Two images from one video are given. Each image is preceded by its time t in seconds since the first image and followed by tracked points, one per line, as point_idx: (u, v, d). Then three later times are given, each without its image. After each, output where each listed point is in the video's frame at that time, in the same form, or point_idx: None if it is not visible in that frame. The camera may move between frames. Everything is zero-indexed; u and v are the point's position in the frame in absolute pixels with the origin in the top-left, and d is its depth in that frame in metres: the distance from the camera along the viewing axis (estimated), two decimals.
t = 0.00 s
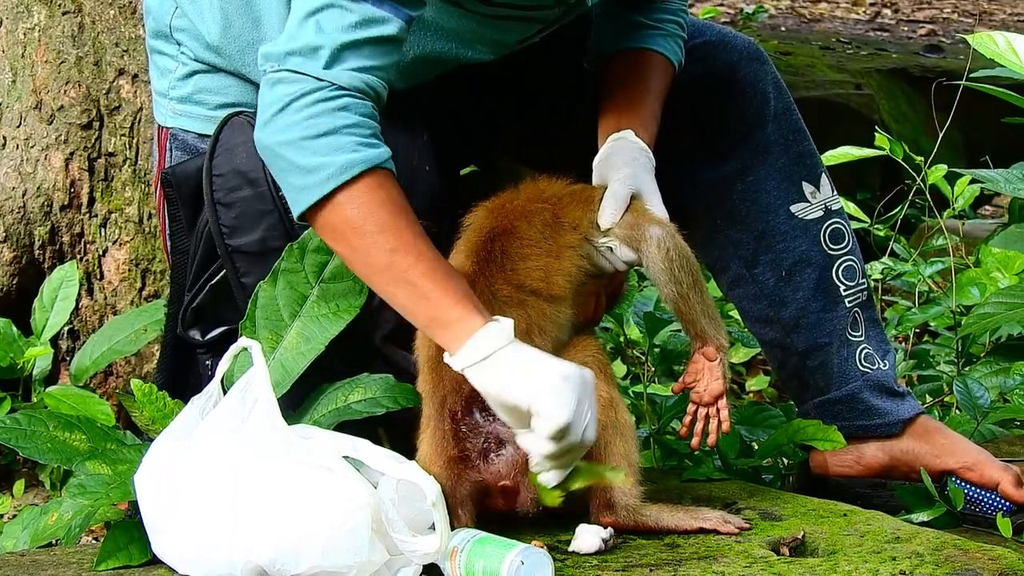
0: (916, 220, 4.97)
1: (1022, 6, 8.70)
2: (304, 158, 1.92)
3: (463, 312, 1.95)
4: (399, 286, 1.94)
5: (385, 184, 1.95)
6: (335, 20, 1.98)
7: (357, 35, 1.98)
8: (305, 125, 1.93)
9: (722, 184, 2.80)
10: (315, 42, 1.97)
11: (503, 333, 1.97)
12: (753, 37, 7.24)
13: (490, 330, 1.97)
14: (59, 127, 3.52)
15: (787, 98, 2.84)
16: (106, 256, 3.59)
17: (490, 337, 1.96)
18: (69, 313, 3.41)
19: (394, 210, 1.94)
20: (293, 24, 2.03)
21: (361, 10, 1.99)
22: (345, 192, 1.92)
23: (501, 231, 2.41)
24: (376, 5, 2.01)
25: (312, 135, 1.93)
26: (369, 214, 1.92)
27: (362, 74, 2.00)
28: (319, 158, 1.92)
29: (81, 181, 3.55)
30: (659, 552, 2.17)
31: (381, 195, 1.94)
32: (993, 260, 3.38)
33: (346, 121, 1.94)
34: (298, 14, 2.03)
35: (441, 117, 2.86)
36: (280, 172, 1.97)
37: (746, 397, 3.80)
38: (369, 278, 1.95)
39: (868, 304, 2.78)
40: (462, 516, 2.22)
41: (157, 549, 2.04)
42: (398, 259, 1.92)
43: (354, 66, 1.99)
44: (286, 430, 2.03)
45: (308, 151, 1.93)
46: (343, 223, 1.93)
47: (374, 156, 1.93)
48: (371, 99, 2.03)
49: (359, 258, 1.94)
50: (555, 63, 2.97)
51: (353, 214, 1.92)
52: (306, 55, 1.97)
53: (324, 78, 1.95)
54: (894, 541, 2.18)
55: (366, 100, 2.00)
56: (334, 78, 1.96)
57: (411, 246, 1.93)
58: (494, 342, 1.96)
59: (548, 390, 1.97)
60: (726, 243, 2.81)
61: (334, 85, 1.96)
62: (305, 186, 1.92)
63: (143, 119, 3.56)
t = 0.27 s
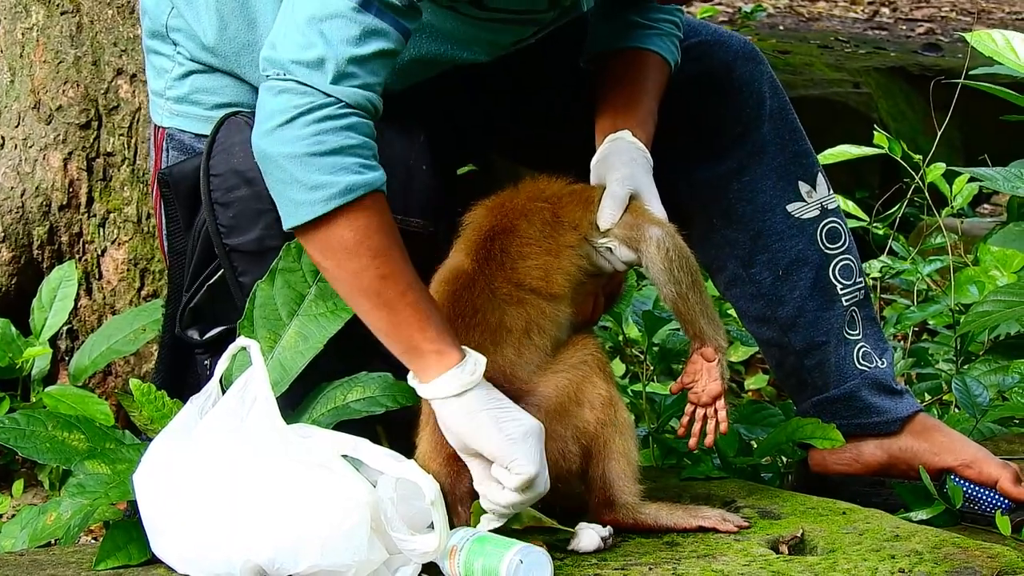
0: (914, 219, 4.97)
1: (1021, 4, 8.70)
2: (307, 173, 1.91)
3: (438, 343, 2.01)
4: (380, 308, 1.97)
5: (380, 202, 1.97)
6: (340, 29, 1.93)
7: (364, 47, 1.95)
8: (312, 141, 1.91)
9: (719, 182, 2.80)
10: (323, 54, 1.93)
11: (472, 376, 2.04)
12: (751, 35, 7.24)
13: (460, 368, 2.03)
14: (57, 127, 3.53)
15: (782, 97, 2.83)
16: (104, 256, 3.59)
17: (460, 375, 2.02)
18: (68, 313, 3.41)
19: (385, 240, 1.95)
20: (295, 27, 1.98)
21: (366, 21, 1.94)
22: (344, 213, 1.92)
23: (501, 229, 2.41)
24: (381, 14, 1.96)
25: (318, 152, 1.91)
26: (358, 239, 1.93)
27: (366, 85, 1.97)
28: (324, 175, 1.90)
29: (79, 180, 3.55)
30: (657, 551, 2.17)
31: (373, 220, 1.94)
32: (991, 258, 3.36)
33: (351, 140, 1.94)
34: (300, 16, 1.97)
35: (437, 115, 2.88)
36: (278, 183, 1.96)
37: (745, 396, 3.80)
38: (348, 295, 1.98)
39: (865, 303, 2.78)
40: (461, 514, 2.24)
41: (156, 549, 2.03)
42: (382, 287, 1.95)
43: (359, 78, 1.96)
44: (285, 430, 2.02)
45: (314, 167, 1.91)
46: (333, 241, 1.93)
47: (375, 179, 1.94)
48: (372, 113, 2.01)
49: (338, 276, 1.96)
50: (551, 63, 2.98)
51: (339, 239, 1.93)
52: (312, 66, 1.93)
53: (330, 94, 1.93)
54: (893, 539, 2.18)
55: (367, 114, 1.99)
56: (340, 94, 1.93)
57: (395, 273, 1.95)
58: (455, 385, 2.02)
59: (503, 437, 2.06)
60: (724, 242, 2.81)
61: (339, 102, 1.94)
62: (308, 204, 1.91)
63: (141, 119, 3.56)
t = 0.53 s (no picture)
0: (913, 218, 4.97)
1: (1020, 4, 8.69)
2: (322, 191, 1.79)
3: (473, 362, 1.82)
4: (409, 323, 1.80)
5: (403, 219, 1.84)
6: (344, 43, 1.84)
7: (371, 60, 1.85)
8: (324, 159, 1.80)
9: (718, 181, 2.80)
10: (331, 69, 1.82)
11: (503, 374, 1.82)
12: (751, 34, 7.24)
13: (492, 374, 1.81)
14: (56, 125, 3.52)
15: (780, 95, 2.83)
16: (103, 254, 3.59)
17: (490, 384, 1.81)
18: (66, 311, 3.41)
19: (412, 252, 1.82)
20: (300, 42, 1.87)
21: (372, 31, 1.85)
22: (366, 228, 1.80)
23: (500, 228, 2.41)
24: (386, 25, 1.87)
25: (332, 170, 1.80)
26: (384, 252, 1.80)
27: (377, 97, 1.87)
28: (339, 192, 1.79)
29: (78, 179, 3.55)
30: (655, 550, 2.17)
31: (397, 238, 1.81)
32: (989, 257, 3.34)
33: (365, 154, 1.82)
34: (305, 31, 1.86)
35: (435, 114, 2.88)
36: (298, 205, 1.84)
37: (743, 394, 3.80)
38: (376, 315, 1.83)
39: (864, 302, 2.79)
40: (460, 512, 2.25)
41: (155, 547, 2.03)
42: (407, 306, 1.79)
43: (368, 90, 1.85)
44: (284, 427, 2.02)
45: (328, 183, 1.80)
46: (356, 256, 1.80)
47: (397, 192, 1.82)
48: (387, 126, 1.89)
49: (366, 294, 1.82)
50: (551, 61, 2.97)
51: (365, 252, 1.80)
52: (320, 81, 1.82)
53: (342, 106, 1.82)
54: (891, 539, 2.18)
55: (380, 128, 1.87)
56: (353, 107, 1.82)
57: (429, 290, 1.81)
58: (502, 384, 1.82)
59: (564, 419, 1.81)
60: (722, 241, 2.81)
61: (353, 114, 1.82)
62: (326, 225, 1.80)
63: (140, 117, 3.55)
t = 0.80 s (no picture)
0: (913, 218, 4.98)
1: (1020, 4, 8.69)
2: (323, 168, 1.87)
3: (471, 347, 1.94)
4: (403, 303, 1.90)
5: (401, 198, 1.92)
6: (355, 26, 1.92)
7: (376, 44, 1.93)
8: (327, 136, 1.88)
9: (718, 182, 2.80)
10: (336, 50, 1.91)
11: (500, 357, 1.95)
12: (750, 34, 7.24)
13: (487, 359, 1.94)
14: (57, 124, 3.52)
15: (782, 96, 2.84)
16: (103, 253, 3.59)
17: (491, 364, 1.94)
18: (66, 310, 3.41)
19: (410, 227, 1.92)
20: (305, 29, 1.96)
21: (378, 17, 1.93)
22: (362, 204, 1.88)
23: (501, 228, 2.41)
24: (393, 11, 1.95)
25: (334, 146, 1.88)
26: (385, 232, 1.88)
27: (379, 79, 1.95)
28: (342, 169, 1.87)
29: (78, 178, 3.55)
30: (656, 550, 2.18)
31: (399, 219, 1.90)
32: (990, 258, 3.34)
33: (366, 133, 1.90)
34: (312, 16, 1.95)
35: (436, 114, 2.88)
36: (295, 180, 1.92)
37: (743, 395, 3.80)
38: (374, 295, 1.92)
39: (865, 303, 2.79)
40: (461, 513, 2.26)
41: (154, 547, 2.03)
42: (408, 278, 1.89)
43: (372, 73, 1.93)
44: (285, 427, 2.02)
45: (328, 162, 1.88)
46: (354, 237, 1.88)
47: (392, 171, 1.90)
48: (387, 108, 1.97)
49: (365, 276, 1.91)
50: (553, 61, 2.97)
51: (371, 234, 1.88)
52: (326, 61, 1.91)
53: (343, 89, 1.90)
54: (891, 540, 2.18)
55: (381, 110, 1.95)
56: (354, 89, 1.90)
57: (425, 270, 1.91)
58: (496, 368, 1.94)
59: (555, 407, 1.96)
60: (723, 242, 2.81)
61: (353, 96, 1.91)
62: (328, 196, 1.86)
63: (141, 117, 3.55)
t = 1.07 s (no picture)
0: (914, 220, 4.98)
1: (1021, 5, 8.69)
2: (366, 192, 1.87)
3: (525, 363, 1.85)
4: (457, 326, 1.84)
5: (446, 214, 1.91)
6: (382, 47, 1.93)
7: (405, 64, 1.95)
8: (369, 161, 1.88)
9: (719, 183, 2.80)
10: (366, 74, 1.92)
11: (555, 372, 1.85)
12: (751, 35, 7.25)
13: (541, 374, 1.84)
14: (58, 124, 3.52)
15: (782, 97, 2.84)
16: (104, 253, 3.59)
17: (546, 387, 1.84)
18: (67, 310, 3.41)
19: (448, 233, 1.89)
20: (332, 54, 1.96)
21: (400, 36, 1.95)
22: (411, 226, 1.87)
23: (504, 230, 2.41)
24: (415, 30, 1.98)
25: (377, 169, 1.88)
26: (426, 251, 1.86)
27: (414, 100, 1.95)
28: (385, 191, 1.87)
29: (79, 177, 3.55)
30: (656, 552, 2.17)
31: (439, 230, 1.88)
32: (990, 260, 3.37)
33: (409, 152, 1.90)
34: (333, 40, 1.96)
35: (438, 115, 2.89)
36: (344, 211, 1.92)
37: (743, 396, 3.80)
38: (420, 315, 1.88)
39: (865, 304, 2.78)
40: (462, 514, 2.25)
41: (155, 547, 2.03)
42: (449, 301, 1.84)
43: (407, 94, 1.94)
44: (286, 428, 2.02)
45: (374, 185, 1.87)
46: (399, 262, 1.87)
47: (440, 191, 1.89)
48: (429, 127, 1.97)
49: (413, 299, 1.87)
50: (554, 66, 3.01)
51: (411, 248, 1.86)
52: (360, 84, 1.92)
53: (380, 111, 1.90)
54: (891, 541, 2.18)
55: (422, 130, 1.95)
56: (390, 110, 1.90)
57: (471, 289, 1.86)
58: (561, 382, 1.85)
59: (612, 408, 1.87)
60: (724, 243, 2.81)
61: (393, 118, 1.91)
62: (377, 220, 1.86)
63: (142, 116, 3.56)
